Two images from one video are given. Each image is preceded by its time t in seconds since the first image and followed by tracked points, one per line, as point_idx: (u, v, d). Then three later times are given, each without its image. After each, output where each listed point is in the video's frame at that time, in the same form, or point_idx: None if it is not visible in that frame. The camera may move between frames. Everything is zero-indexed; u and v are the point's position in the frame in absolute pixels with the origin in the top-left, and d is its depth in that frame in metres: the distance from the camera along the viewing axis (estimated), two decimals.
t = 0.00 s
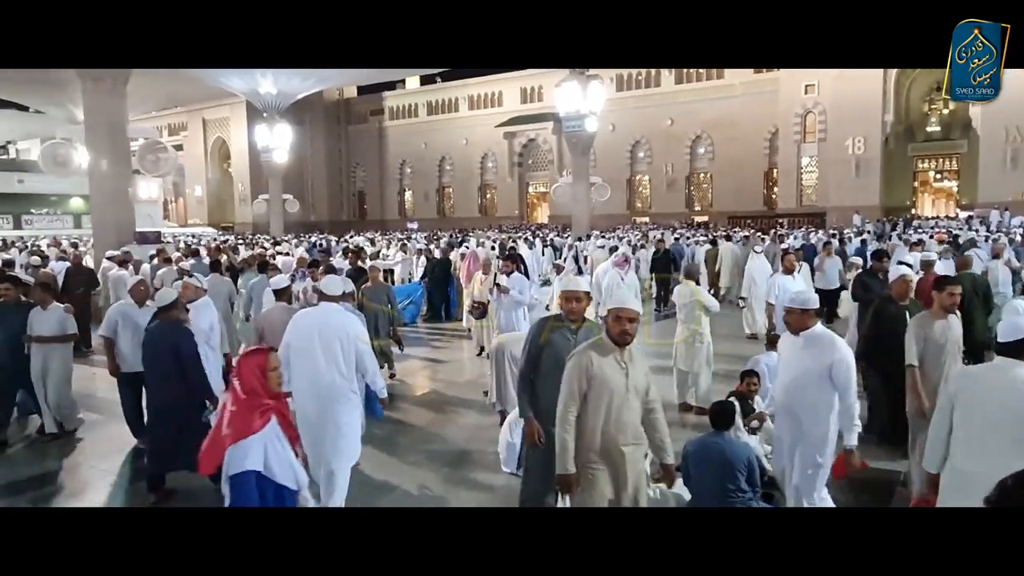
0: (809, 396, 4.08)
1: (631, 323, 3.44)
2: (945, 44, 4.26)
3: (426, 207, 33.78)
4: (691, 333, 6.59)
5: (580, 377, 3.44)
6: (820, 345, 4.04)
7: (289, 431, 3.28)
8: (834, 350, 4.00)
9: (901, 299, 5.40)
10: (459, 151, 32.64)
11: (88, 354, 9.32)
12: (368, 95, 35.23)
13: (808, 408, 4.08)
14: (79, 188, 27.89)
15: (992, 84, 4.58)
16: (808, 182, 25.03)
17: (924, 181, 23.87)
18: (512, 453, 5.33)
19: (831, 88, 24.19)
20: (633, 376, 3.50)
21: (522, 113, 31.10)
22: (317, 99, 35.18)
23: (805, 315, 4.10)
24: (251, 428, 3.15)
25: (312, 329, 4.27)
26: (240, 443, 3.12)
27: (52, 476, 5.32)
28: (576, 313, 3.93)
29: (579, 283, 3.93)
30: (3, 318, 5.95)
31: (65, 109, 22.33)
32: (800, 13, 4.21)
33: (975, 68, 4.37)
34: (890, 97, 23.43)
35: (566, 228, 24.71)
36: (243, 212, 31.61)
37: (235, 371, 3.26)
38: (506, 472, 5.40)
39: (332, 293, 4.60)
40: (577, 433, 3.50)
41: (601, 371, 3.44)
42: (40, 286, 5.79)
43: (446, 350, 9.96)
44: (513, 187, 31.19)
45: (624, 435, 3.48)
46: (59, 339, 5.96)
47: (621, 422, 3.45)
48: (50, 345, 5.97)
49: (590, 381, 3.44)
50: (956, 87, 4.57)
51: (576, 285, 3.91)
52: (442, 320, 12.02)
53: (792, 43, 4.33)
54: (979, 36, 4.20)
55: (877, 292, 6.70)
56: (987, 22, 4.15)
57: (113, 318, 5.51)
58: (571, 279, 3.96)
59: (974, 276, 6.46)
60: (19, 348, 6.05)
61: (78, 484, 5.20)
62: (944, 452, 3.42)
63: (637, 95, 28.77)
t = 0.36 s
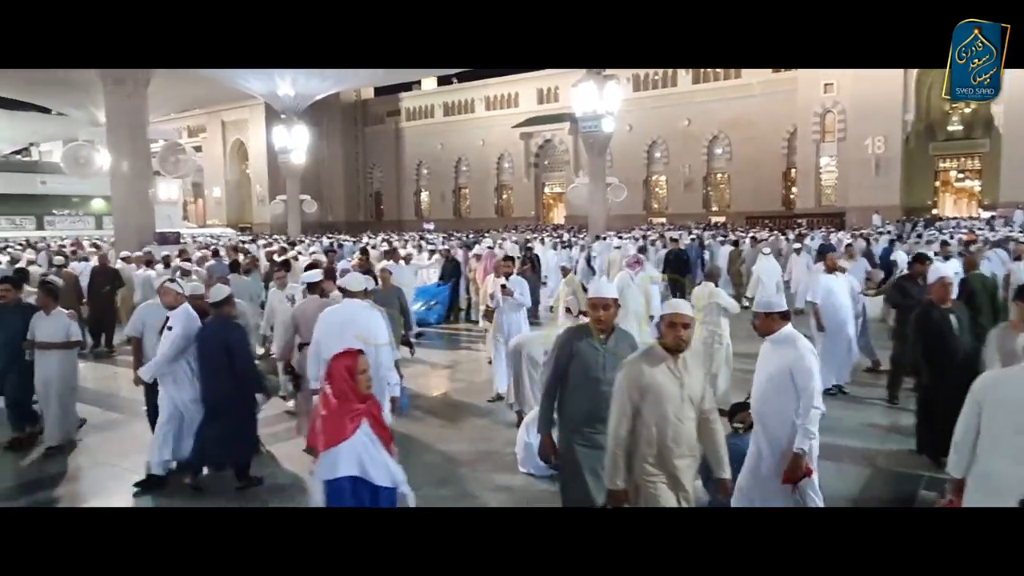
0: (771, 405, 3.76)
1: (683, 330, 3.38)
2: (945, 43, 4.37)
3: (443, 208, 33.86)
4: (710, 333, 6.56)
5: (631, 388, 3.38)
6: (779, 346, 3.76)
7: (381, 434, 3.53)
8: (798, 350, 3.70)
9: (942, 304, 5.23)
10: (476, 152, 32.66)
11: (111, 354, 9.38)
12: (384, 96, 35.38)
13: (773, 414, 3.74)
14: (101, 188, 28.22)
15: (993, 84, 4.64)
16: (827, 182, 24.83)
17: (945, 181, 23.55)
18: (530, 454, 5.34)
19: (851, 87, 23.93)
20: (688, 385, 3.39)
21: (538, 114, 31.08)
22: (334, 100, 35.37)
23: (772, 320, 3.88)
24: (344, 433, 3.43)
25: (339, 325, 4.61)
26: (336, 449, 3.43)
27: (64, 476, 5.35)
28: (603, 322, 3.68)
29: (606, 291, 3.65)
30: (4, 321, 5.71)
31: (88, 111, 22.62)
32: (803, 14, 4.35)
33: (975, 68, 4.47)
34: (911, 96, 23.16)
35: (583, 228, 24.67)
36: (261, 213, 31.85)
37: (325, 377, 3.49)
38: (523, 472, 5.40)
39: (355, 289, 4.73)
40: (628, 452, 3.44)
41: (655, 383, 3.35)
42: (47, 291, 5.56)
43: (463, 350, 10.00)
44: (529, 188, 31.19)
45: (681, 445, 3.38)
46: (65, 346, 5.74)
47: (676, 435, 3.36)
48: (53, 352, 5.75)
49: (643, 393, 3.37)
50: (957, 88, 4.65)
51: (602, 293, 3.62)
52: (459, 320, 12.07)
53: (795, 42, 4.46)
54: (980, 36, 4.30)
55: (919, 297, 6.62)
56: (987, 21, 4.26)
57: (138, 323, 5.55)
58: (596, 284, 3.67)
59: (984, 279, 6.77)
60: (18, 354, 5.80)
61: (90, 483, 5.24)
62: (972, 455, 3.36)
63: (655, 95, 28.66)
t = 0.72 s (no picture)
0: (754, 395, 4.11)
1: (753, 339, 3.30)
2: (946, 44, 4.75)
3: (475, 207, 33.95)
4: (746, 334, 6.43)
5: (710, 407, 3.25)
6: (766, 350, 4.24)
7: (472, 436, 3.49)
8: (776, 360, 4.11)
9: None
10: (507, 151, 32.68)
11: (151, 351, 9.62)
12: (417, 96, 35.61)
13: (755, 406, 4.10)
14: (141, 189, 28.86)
15: (992, 84, 5.14)
16: (866, 180, 24.32)
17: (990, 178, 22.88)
18: (561, 455, 5.29)
19: (890, 83, 23.39)
20: (766, 396, 3.28)
21: (570, 112, 31.00)
22: (368, 100, 35.72)
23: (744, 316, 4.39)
24: (438, 430, 3.40)
25: (384, 322, 4.92)
26: (429, 448, 3.39)
27: (89, 476, 5.41)
28: (637, 328, 3.51)
29: (637, 294, 3.50)
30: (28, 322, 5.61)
31: (129, 113, 23.13)
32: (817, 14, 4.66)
33: (976, 67, 4.89)
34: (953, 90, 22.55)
35: (615, 227, 24.54)
36: (296, 213, 32.26)
37: (422, 375, 3.51)
38: (554, 472, 5.36)
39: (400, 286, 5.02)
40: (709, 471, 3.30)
41: (735, 397, 3.23)
42: (62, 293, 5.39)
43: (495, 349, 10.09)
44: (561, 187, 31.12)
45: (766, 463, 3.29)
46: (84, 350, 5.57)
47: (762, 449, 3.25)
48: (71, 355, 5.58)
49: (724, 412, 3.24)
50: (958, 87, 5.15)
51: (633, 297, 3.47)
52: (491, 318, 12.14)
53: (809, 39, 4.78)
54: (980, 36, 4.67)
55: (986, 297, 5.95)
56: (987, 22, 4.61)
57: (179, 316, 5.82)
58: (625, 289, 3.53)
59: None
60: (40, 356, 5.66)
61: (109, 484, 5.25)
62: None
63: (688, 93, 28.41)
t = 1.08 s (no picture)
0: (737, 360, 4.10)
1: (829, 346, 3.23)
2: (946, 44, 4.72)
3: (510, 202, 33.97)
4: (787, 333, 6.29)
5: (786, 413, 3.17)
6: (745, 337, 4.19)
7: (561, 428, 3.49)
8: (747, 355, 3.85)
9: None
10: (543, 146, 32.61)
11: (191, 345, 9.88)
12: (454, 92, 35.73)
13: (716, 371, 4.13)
14: (185, 185, 29.46)
15: (992, 84, 5.06)
16: (912, 174, 23.71)
17: None
18: (598, 453, 5.26)
19: (938, 74, 22.74)
20: (849, 405, 3.18)
21: (607, 107, 30.78)
22: (405, 97, 35.98)
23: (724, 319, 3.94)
24: (524, 422, 3.43)
25: (441, 313, 4.97)
26: (515, 438, 3.43)
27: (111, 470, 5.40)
28: (682, 335, 3.33)
29: (685, 300, 3.34)
30: (57, 319, 5.58)
31: (173, 111, 23.59)
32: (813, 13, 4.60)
33: (976, 67, 4.85)
34: (1005, 80, 21.82)
35: (651, 223, 24.35)
36: (334, 208, 32.67)
37: (514, 363, 3.54)
38: (591, 469, 5.32)
39: (461, 277, 5.07)
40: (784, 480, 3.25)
41: (815, 405, 3.16)
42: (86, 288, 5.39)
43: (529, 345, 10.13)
44: (598, 182, 30.94)
45: (842, 471, 3.21)
46: (102, 346, 5.46)
47: (840, 458, 3.19)
48: (91, 351, 5.49)
49: (801, 418, 3.18)
50: (957, 87, 5.09)
51: (680, 302, 3.30)
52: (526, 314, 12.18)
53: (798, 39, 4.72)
54: (980, 36, 4.65)
55: None
56: (987, 22, 4.60)
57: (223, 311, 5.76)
58: (671, 294, 3.36)
59: None
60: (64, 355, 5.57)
61: (126, 484, 5.14)
62: None
63: (728, 86, 28.00)
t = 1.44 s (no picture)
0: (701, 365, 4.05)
1: (954, 358, 2.68)
2: (945, 43, 4.36)
3: (554, 203, 33.93)
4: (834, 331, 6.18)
5: (887, 424, 2.72)
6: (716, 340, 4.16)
7: (643, 432, 3.32)
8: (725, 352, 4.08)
9: None
10: (587, 147, 32.47)
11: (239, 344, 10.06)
12: (497, 94, 35.86)
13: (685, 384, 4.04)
14: (236, 188, 30.21)
15: (993, 84, 4.73)
16: (970, 171, 22.85)
17: None
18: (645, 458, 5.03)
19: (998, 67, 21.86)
20: (964, 422, 2.70)
21: (651, 106, 30.49)
22: (449, 99, 36.27)
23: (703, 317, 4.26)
24: (608, 438, 3.25)
25: (506, 310, 5.08)
26: (602, 452, 3.25)
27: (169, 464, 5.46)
28: (749, 350, 2.85)
29: (755, 310, 2.83)
30: (90, 322, 5.57)
31: (223, 116, 24.20)
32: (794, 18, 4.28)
33: (976, 67, 4.49)
34: None
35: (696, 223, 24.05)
36: (379, 210, 33.09)
37: (597, 369, 3.29)
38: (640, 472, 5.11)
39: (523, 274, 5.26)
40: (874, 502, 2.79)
41: (924, 419, 2.69)
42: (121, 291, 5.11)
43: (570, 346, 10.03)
44: (641, 182, 30.67)
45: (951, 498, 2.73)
46: (134, 351, 5.08)
47: (949, 483, 2.71)
48: (125, 358, 5.11)
49: (901, 428, 2.72)
50: (957, 87, 4.76)
51: (750, 312, 2.80)
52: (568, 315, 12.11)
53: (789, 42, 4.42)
54: (980, 36, 4.27)
55: None
56: (988, 21, 4.21)
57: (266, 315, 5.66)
58: (740, 299, 2.87)
59: None
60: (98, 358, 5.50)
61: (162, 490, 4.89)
62: None
63: (775, 83, 27.45)
